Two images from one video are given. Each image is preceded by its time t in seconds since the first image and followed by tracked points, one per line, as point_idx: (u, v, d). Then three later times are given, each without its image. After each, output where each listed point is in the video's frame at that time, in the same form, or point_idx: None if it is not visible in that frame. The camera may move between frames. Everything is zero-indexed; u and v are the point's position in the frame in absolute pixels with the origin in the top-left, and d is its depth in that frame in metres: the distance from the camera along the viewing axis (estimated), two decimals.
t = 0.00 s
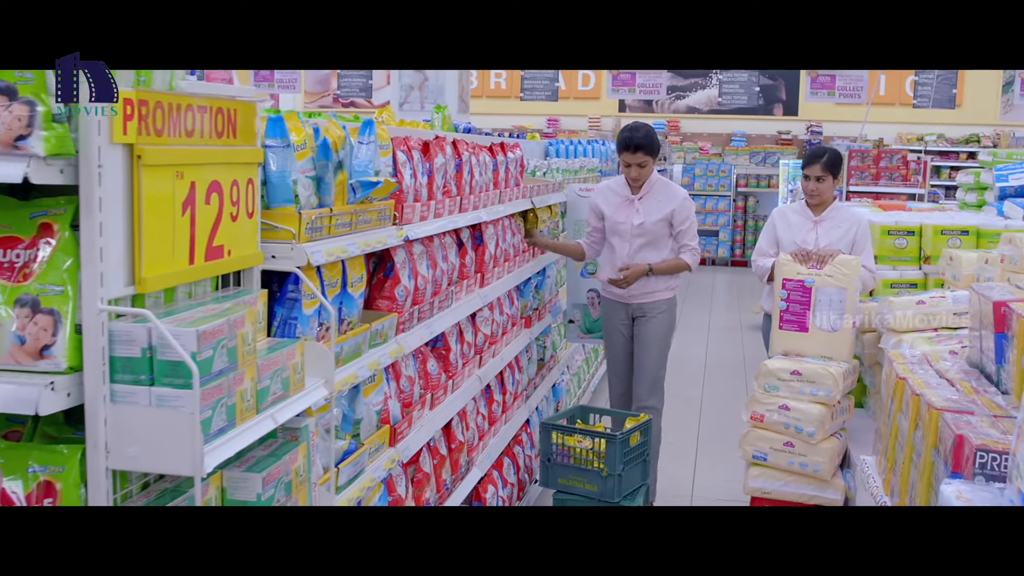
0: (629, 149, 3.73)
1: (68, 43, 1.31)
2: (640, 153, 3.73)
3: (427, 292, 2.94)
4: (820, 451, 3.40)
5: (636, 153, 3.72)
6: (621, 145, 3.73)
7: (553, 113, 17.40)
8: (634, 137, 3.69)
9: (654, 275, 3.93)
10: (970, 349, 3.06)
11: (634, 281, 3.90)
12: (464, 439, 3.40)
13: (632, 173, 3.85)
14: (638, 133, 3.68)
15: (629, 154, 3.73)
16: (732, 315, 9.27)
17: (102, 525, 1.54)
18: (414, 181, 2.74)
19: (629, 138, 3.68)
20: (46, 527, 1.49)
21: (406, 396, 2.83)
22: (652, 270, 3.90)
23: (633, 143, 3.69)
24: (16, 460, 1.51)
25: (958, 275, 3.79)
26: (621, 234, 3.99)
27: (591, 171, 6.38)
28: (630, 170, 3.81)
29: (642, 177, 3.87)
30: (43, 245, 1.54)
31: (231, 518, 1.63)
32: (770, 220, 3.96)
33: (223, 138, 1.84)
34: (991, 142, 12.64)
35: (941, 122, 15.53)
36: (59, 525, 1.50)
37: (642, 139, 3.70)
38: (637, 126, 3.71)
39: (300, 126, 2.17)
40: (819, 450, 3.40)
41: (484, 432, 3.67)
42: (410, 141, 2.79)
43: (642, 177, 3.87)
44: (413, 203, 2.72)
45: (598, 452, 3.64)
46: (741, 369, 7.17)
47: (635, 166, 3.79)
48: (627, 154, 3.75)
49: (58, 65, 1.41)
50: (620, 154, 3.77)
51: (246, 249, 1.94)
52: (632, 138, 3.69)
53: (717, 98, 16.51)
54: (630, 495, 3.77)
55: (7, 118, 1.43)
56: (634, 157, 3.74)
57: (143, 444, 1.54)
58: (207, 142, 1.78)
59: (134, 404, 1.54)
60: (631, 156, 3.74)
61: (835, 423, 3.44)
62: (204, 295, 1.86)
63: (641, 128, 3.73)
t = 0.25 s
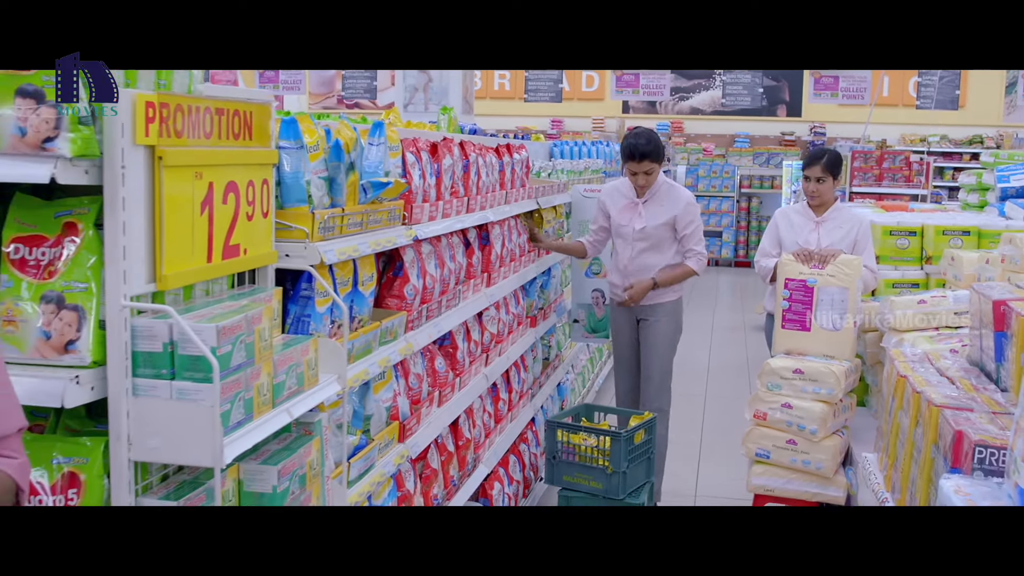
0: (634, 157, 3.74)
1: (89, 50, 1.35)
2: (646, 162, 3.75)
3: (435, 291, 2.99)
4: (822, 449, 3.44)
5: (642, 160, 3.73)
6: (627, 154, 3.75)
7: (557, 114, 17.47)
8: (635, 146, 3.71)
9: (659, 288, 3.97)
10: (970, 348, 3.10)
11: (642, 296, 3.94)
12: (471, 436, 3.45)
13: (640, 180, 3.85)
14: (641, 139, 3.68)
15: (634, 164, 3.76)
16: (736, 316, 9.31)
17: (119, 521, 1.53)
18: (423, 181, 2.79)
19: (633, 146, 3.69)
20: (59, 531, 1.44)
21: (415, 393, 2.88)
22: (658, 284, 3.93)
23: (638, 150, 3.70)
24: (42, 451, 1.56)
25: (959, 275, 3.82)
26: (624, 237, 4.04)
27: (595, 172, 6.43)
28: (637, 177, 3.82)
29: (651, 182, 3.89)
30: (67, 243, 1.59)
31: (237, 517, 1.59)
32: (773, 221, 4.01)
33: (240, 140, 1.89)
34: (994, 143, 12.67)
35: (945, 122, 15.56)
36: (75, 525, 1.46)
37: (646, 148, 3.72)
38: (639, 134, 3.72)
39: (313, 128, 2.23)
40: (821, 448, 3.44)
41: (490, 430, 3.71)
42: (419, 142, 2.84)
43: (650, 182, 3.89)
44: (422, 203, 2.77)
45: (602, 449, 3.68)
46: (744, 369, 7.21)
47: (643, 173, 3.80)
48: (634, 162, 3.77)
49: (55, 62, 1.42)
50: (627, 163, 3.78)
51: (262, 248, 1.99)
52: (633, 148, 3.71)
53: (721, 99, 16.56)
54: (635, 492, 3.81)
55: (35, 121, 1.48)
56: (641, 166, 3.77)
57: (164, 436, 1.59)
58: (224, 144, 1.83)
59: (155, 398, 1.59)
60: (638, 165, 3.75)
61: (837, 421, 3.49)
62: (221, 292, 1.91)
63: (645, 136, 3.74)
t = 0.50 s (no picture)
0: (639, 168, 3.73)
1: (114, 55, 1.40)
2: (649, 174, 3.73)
3: (443, 291, 3.04)
4: (824, 447, 3.49)
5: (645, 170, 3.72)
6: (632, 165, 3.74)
7: (561, 116, 17.52)
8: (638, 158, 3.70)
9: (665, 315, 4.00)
10: (970, 347, 3.13)
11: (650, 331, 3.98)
12: (478, 435, 3.50)
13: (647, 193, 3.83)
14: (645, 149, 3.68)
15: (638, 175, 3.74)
16: (738, 317, 9.35)
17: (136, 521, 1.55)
18: (431, 183, 2.84)
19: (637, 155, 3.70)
20: (93, 541, 1.38)
21: (424, 391, 2.92)
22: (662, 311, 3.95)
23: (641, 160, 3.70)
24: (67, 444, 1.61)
25: (960, 275, 3.86)
26: (627, 243, 4.09)
27: (599, 173, 6.48)
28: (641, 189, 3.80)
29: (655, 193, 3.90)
30: (91, 243, 1.65)
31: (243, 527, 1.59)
32: (775, 223, 4.06)
33: (256, 143, 1.95)
34: (997, 145, 12.68)
35: (947, 125, 15.59)
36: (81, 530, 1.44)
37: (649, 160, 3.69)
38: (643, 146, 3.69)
39: (326, 131, 2.28)
40: (823, 447, 3.49)
41: (496, 428, 3.76)
42: (427, 145, 2.90)
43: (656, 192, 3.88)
44: (431, 204, 2.82)
45: (607, 448, 3.73)
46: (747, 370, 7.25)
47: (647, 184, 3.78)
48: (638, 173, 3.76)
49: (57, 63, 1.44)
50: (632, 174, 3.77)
51: (276, 248, 2.05)
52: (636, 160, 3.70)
53: (724, 101, 16.60)
54: (639, 490, 3.86)
55: (62, 124, 1.54)
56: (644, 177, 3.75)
57: (185, 429, 1.64)
58: (241, 146, 1.88)
59: (176, 392, 1.64)
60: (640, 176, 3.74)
61: (839, 420, 3.53)
62: (237, 291, 1.96)
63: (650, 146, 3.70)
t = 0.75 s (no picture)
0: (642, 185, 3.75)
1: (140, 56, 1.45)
2: (647, 191, 3.74)
3: (452, 290, 3.09)
4: (827, 446, 3.53)
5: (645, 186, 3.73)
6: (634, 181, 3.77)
7: (565, 118, 17.56)
8: (638, 173, 3.72)
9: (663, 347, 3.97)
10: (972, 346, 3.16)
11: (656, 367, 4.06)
12: (485, 432, 3.55)
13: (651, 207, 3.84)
14: (645, 165, 3.71)
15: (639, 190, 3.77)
16: (742, 318, 9.39)
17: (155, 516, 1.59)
18: (440, 184, 2.89)
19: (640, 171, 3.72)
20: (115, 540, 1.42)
21: (432, 388, 2.97)
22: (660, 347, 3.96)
23: (643, 176, 3.72)
24: (90, 436, 1.66)
25: (962, 275, 3.90)
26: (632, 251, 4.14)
27: (604, 174, 6.52)
28: (644, 205, 3.82)
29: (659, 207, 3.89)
30: (115, 241, 1.71)
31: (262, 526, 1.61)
32: (779, 224, 4.11)
33: (273, 145, 2.00)
34: (1001, 147, 12.69)
35: (951, 126, 15.62)
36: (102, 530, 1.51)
37: (648, 177, 3.70)
38: (644, 161, 3.70)
39: (338, 133, 2.33)
40: (827, 445, 3.53)
41: (502, 426, 3.81)
42: (436, 146, 2.95)
43: (657, 206, 3.88)
44: (439, 205, 2.87)
45: (612, 446, 3.77)
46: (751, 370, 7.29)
47: (650, 200, 3.80)
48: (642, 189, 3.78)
49: (56, 65, 1.40)
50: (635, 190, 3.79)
51: (291, 247, 2.10)
52: (635, 175, 3.72)
53: (728, 103, 16.63)
54: (643, 488, 3.90)
55: (88, 127, 1.59)
56: (646, 192, 3.77)
57: (204, 422, 1.69)
58: (258, 148, 1.94)
59: (196, 386, 1.69)
60: (640, 192, 3.76)
61: (842, 418, 3.57)
62: (253, 288, 2.01)
63: (652, 162, 3.69)
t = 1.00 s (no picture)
0: (638, 208, 3.74)
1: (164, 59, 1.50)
2: (641, 212, 3.73)
3: (460, 289, 3.14)
4: (831, 444, 3.56)
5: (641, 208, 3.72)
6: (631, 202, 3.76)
7: (570, 119, 17.61)
8: (634, 193, 3.71)
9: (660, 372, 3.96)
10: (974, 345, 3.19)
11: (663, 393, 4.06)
12: (492, 430, 3.59)
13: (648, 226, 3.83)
14: (641, 187, 3.69)
15: (636, 211, 3.76)
16: (747, 318, 9.42)
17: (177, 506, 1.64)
18: (450, 185, 2.94)
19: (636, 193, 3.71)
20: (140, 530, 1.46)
21: (441, 386, 3.02)
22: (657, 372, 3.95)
23: (639, 199, 3.70)
24: (113, 429, 1.71)
25: (965, 275, 3.93)
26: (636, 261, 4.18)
27: (609, 175, 6.56)
28: (640, 225, 3.82)
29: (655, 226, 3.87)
30: (137, 240, 1.76)
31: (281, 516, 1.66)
32: (783, 225, 4.16)
33: (288, 147, 2.05)
34: (1006, 148, 12.71)
35: (955, 127, 15.62)
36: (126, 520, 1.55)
37: (642, 198, 3.68)
38: (641, 181, 3.69)
39: (351, 135, 2.38)
40: (830, 443, 3.56)
41: (509, 424, 3.85)
42: (445, 148, 3.00)
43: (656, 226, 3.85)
44: (449, 206, 2.92)
45: (618, 444, 3.81)
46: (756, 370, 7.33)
47: (647, 221, 3.79)
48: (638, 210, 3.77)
49: (56, 66, 1.32)
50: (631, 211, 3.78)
51: (305, 247, 2.15)
52: (631, 195, 3.71)
53: (732, 104, 16.66)
54: (649, 486, 3.95)
55: (112, 129, 1.64)
56: (642, 214, 3.75)
57: (223, 416, 1.74)
58: (274, 149, 1.99)
59: (215, 381, 1.74)
60: (635, 213, 3.76)
61: (846, 417, 3.61)
62: (269, 286, 2.06)
63: (649, 182, 3.68)
